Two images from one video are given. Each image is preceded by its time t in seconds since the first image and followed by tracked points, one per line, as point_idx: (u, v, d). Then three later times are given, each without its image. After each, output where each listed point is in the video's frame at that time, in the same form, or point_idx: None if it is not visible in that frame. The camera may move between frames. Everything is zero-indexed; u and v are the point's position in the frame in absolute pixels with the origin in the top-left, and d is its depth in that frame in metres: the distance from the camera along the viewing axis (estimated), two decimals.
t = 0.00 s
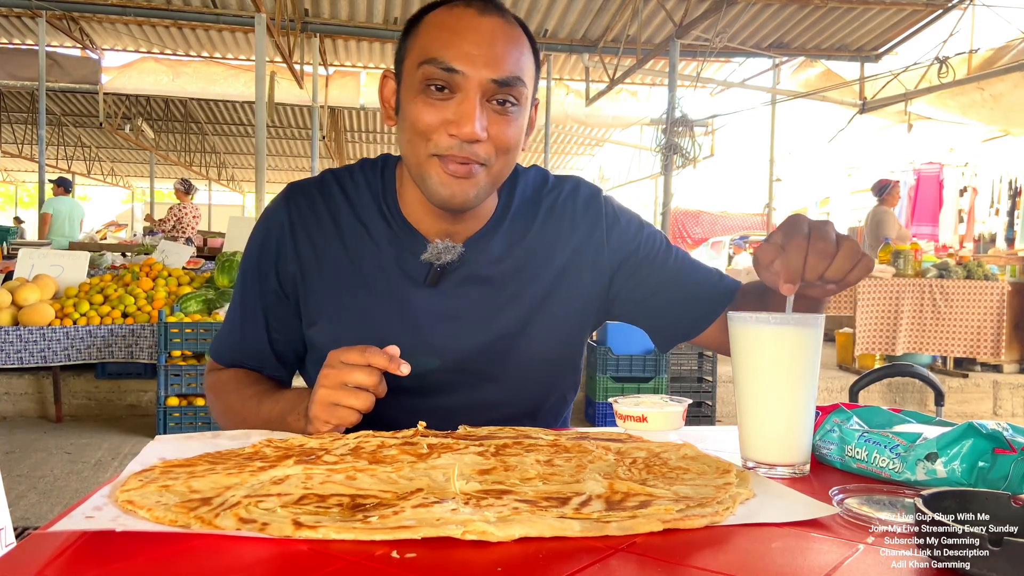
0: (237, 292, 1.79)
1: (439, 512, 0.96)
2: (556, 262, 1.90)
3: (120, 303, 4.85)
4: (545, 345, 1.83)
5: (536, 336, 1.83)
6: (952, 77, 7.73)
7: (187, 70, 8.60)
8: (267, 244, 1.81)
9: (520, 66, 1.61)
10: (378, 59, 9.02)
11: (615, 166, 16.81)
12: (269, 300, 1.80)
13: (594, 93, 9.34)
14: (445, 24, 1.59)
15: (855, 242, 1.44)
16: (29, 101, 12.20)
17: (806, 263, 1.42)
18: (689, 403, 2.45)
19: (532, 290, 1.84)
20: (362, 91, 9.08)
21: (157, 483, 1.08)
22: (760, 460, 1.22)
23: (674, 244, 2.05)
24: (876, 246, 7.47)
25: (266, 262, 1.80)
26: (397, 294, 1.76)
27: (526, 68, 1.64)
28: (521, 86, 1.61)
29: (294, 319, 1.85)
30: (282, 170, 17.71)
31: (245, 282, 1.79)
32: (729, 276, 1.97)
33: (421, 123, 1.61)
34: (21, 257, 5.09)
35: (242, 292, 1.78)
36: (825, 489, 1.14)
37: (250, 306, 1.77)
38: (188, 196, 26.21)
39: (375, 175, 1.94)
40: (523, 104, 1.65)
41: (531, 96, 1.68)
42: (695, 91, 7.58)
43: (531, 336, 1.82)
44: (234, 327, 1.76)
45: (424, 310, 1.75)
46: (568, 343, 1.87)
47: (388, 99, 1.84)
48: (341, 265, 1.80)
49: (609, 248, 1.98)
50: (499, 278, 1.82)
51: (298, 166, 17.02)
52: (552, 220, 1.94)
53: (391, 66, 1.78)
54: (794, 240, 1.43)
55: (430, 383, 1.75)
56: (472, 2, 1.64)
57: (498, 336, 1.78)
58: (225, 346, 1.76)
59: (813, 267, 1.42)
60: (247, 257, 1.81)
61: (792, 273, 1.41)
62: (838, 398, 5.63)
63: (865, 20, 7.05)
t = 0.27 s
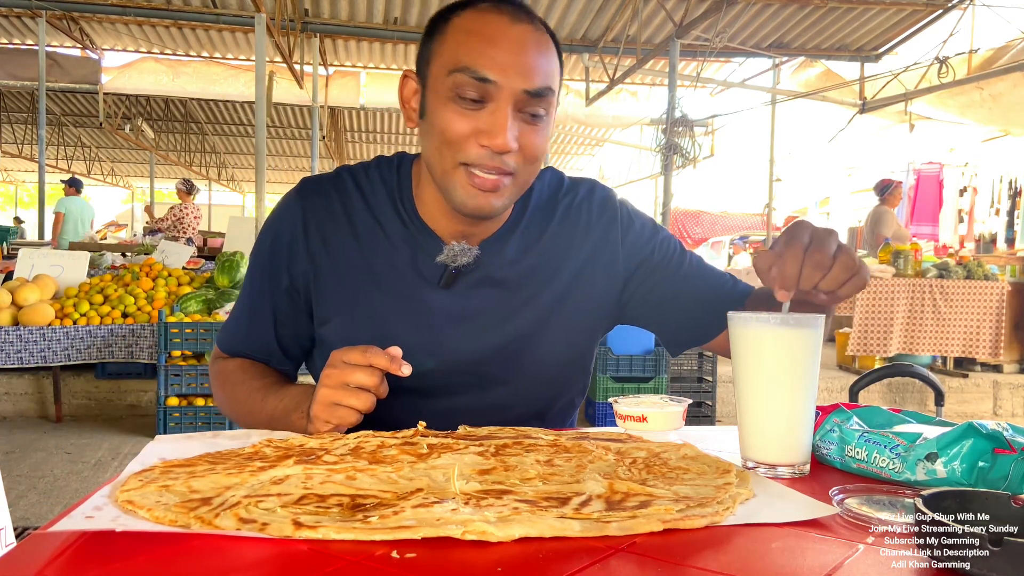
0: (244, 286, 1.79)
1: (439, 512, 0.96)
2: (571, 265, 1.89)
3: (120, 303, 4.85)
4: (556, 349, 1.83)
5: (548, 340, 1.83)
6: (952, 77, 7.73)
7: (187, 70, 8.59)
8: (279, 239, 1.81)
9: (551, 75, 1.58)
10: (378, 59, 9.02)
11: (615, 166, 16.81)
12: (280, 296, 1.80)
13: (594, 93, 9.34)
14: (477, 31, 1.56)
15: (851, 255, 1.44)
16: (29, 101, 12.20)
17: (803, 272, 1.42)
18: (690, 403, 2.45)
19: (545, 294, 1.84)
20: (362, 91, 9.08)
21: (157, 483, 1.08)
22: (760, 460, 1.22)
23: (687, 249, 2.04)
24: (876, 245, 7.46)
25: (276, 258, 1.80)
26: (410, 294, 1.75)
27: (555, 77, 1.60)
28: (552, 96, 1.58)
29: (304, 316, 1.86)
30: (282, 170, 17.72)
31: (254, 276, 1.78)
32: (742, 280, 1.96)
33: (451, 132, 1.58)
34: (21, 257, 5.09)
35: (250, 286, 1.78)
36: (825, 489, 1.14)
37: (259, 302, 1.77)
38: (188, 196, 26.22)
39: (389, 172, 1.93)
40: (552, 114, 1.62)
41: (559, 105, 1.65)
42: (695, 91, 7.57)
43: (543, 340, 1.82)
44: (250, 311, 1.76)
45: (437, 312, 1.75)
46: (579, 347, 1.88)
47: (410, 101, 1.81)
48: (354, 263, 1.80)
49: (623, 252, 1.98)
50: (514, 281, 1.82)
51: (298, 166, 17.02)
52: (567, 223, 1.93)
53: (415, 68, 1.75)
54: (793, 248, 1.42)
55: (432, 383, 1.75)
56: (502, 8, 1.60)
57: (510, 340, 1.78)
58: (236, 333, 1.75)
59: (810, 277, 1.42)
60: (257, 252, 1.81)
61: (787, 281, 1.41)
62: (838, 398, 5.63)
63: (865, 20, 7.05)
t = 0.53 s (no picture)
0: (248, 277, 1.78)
1: (439, 512, 0.96)
2: (576, 268, 1.89)
3: (121, 303, 4.85)
4: (561, 351, 1.83)
5: (551, 343, 1.83)
6: (952, 77, 7.73)
7: (187, 70, 8.59)
8: (287, 234, 1.81)
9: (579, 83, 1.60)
10: (378, 59, 9.02)
11: (615, 166, 16.81)
12: (285, 291, 1.79)
13: (594, 93, 9.34)
14: (511, 41, 1.55)
15: (844, 256, 1.44)
16: (29, 101, 12.20)
17: (795, 272, 1.43)
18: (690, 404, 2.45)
19: (550, 297, 1.84)
20: (362, 91, 9.08)
21: (157, 483, 1.08)
22: (760, 460, 1.22)
23: (691, 253, 2.03)
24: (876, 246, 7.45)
25: (283, 252, 1.80)
26: (417, 294, 1.76)
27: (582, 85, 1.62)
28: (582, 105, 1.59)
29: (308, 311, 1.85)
30: (282, 170, 17.73)
31: (259, 269, 1.77)
32: (745, 285, 1.95)
33: (489, 143, 1.57)
34: (21, 257, 5.09)
35: (254, 278, 1.77)
36: (825, 489, 1.14)
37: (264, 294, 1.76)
38: (187, 196, 26.21)
39: (398, 169, 1.94)
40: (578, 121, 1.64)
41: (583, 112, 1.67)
42: (695, 90, 7.57)
43: (547, 343, 1.82)
44: (244, 312, 1.72)
45: (443, 312, 1.75)
46: (582, 350, 1.88)
47: (427, 108, 1.77)
48: (363, 261, 1.80)
49: (628, 256, 1.98)
50: (519, 284, 1.82)
51: (298, 166, 17.02)
52: (572, 226, 1.93)
53: (434, 73, 1.72)
54: (786, 249, 1.43)
55: (433, 384, 1.75)
56: (529, 17, 1.60)
57: (514, 342, 1.78)
58: (227, 333, 1.71)
59: (802, 277, 1.43)
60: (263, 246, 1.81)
61: (780, 280, 1.43)
62: (839, 398, 5.63)
63: (865, 20, 7.05)
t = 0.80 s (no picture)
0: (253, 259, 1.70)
1: (439, 512, 0.96)
2: (579, 267, 1.89)
3: (120, 303, 4.85)
4: (562, 350, 1.84)
5: (554, 342, 1.83)
6: (952, 77, 7.73)
7: (187, 70, 8.59)
8: (298, 221, 1.77)
9: (571, 78, 1.57)
10: (378, 59, 9.02)
11: (614, 166, 16.82)
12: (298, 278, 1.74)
13: (594, 93, 9.34)
14: (499, 33, 1.55)
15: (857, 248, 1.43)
16: (29, 101, 12.20)
17: (808, 268, 1.42)
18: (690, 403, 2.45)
19: (554, 295, 1.84)
20: (362, 91, 9.08)
21: (157, 483, 1.08)
22: (760, 460, 1.22)
23: (691, 254, 2.03)
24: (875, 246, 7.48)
25: (294, 237, 1.75)
26: (425, 290, 1.77)
27: (575, 80, 1.61)
28: (571, 97, 1.58)
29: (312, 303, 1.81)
30: (282, 170, 17.74)
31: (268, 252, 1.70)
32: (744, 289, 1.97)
33: (470, 132, 1.58)
34: (21, 257, 5.09)
35: (262, 261, 1.69)
36: (825, 489, 1.14)
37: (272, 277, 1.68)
38: (187, 196, 26.21)
39: (407, 165, 1.94)
40: (570, 115, 1.62)
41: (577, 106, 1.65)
42: (695, 90, 7.57)
43: (550, 342, 1.82)
44: (249, 302, 1.62)
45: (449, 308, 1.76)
46: (584, 349, 1.88)
47: (428, 102, 1.79)
48: (373, 255, 1.80)
49: (630, 256, 1.98)
50: (523, 282, 1.81)
51: (298, 166, 17.03)
52: (575, 226, 1.93)
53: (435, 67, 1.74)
54: (797, 245, 1.42)
55: (433, 384, 1.75)
56: (524, 12, 1.59)
57: (518, 340, 1.78)
58: (226, 327, 1.58)
59: (815, 272, 1.42)
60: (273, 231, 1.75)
61: (793, 275, 1.43)
62: (839, 398, 5.63)
63: (865, 20, 7.05)
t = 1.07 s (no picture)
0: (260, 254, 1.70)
1: (439, 513, 0.96)
2: (586, 265, 1.89)
3: (120, 303, 4.84)
4: (569, 347, 1.84)
5: (561, 340, 1.83)
6: (952, 77, 7.73)
7: (187, 70, 8.59)
8: (305, 216, 1.77)
9: (560, 68, 1.56)
10: (378, 59, 9.02)
11: (614, 166, 16.81)
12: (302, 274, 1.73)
13: (594, 93, 9.34)
14: (482, 29, 1.56)
15: (862, 255, 1.43)
16: (29, 101, 12.20)
17: (815, 269, 1.42)
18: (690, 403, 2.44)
19: (561, 292, 1.84)
20: (362, 91, 9.07)
21: (157, 483, 1.08)
22: (760, 460, 1.22)
23: (698, 253, 2.02)
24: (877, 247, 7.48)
25: (300, 232, 1.74)
26: (433, 285, 1.76)
27: (566, 69, 1.59)
28: (562, 87, 1.57)
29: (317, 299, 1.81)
30: (282, 170, 17.74)
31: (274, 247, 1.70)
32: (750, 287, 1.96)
33: (464, 131, 1.58)
34: (21, 257, 5.09)
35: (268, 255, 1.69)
36: (825, 489, 1.14)
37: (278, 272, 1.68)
38: (187, 196, 26.20)
39: (414, 164, 1.95)
40: (564, 105, 1.61)
41: (571, 96, 1.64)
42: (695, 90, 7.57)
43: (556, 339, 1.83)
44: (253, 297, 1.62)
45: (456, 303, 1.76)
46: (589, 346, 1.89)
47: (429, 107, 1.81)
48: (380, 250, 1.79)
49: (637, 255, 1.97)
50: (529, 280, 1.81)
51: (298, 166, 17.03)
52: (581, 225, 1.93)
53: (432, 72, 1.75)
54: (806, 245, 1.42)
55: (434, 384, 1.75)
56: (507, 5, 1.59)
57: (524, 338, 1.78)
58: (227, 320, 1.56)
59: (822, 274, 1.42)
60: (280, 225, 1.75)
61: (801, 275, 1.42)
62: (839, 398, 5.63)
63: (865, 20, 7.05)
